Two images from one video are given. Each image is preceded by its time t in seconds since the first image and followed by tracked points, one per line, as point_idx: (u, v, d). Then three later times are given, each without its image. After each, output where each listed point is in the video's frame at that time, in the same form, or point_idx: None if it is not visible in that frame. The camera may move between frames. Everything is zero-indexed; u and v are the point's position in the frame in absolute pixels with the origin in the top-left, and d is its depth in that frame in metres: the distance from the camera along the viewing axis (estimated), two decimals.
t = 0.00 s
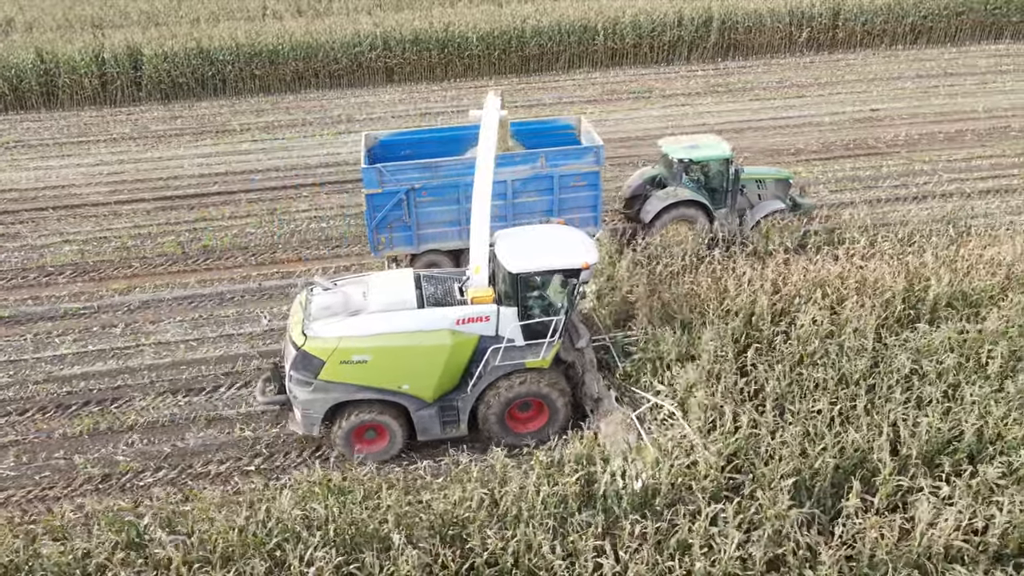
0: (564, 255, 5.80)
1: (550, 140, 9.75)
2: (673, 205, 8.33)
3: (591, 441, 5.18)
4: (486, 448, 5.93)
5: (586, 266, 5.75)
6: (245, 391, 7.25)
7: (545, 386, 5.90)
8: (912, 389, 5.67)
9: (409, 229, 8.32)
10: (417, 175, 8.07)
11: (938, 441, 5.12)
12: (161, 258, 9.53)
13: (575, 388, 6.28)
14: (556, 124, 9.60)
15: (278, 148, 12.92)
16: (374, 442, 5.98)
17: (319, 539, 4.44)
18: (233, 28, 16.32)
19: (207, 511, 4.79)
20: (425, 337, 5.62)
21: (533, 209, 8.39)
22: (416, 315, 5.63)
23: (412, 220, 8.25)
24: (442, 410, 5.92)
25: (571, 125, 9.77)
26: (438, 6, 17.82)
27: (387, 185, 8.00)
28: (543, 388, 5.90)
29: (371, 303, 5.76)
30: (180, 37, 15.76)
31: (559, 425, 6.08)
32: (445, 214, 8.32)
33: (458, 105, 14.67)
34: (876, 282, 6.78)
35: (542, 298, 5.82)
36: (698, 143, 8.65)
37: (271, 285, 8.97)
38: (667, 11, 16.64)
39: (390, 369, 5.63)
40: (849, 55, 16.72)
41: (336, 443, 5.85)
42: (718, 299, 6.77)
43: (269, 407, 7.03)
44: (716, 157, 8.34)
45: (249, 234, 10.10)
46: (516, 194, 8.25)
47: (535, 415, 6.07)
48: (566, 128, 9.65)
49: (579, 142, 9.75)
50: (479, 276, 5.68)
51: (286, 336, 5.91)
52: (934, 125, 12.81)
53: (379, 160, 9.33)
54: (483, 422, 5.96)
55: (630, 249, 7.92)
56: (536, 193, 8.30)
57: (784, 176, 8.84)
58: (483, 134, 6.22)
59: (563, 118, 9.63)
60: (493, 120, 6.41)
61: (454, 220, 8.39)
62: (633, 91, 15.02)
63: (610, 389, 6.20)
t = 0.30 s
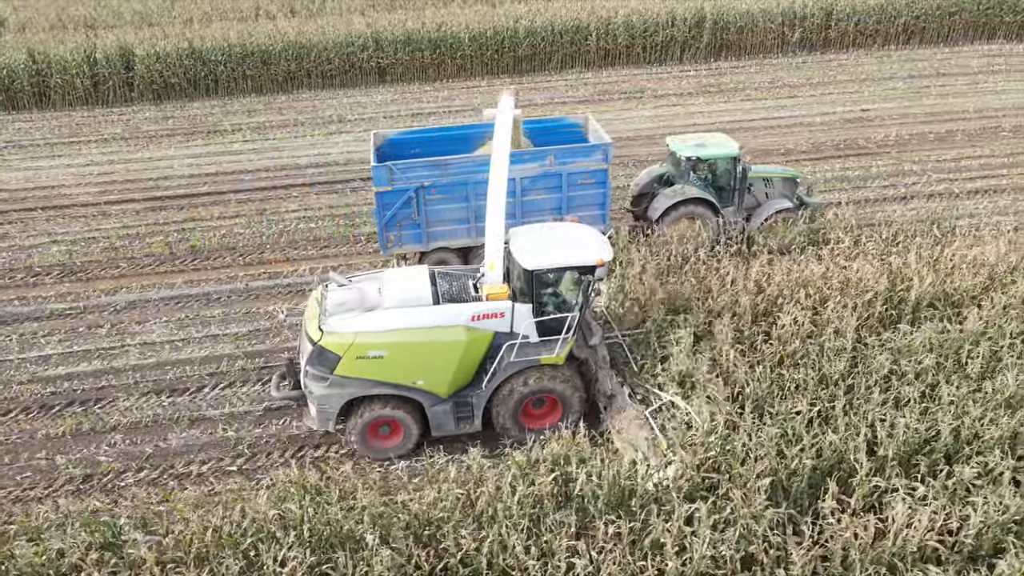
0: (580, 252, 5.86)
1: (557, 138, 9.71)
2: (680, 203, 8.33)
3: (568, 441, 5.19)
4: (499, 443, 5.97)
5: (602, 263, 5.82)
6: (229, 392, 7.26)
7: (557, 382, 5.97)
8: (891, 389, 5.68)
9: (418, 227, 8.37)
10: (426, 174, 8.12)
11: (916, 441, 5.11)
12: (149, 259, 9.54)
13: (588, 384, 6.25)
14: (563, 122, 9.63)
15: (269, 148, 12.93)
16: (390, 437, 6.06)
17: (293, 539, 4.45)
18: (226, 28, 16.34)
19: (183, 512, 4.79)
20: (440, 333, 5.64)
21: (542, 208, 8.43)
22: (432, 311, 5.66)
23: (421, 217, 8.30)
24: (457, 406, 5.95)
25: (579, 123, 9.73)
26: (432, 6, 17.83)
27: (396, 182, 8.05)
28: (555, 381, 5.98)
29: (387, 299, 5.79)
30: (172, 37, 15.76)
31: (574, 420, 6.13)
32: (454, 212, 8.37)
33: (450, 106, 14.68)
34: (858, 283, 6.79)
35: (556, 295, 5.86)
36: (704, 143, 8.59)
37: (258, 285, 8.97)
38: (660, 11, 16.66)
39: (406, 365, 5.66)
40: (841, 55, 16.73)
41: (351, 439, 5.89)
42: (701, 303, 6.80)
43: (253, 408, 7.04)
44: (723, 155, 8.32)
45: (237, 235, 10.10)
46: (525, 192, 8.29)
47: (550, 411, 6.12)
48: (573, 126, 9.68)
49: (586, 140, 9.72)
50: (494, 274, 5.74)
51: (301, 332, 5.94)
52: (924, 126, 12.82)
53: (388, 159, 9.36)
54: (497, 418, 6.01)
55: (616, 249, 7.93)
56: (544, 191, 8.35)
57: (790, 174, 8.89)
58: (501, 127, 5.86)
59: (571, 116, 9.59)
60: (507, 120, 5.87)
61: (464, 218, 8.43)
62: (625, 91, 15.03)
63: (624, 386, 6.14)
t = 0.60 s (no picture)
0: (595, 249, 5.89)
1: (564, 136, 9.80)
2: (687, 201, 8.38)
3: (545, 441, 5.21)
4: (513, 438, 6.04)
5: (615, 260, 5.84)
6: (212, 392, 7.26)
7: (573, 379, 6.04)
8: (870, 390, 5.67)
9: (427, 225, 8.40)
10: (436, 172, 8.15)
11: (892, 441, 5.10)
12: (136, 259, 9.55)
13: (601, 381, 6.34)
14: (571, 121, 9.72)
15: (259, 148, 12.93)
16: (403, 433, 6.11)
17: (264, 539, 4.45)
18: (218, 28, 16.35)
19: (157, 512, 4.80)
20: (455, 330, 5.69)
21: (551, 206, 8.48)
22: (447, 307, 5.70)
23: (430, 215, 8.33)
24: (470, 403, 6.02)
25: (586, 121, 9.84)
26: (425, 7, 17.83)
27: (406, 181, 8.09)
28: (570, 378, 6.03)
29: (401, 296, 5.82)
30: (164, 37, 15.77)
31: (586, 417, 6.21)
32: (463, 210, 8.40)
33: (441, 106, 14.68)
34: (840, 283, 6.80)
35: (570, 291, 5.88)
36: (712, 141, 8.73)
37: (244, 285, 8.97)
38: (652, 12, 16.67)
39: (420, 361, 5.72)
40: (834, 56, 16.73)
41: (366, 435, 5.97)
42: (686, 304, 6.81)
43: (236, 408, 7.04)
44: (731, 154, 8.43)
45: (224, 235, 10.11)
46: (534, 190, 8.35)
47: (563, 407, 6.18)
48: (581, 125, 9.78)
49: (593, 138, 9.83)
50: (507, 270, 5.84)
51: (316, 328, 6.00)
52: (914, 126, 12.83)
53: (395, 157, 9.42)
54: (511, 414, 6.06)
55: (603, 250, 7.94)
56: (553, 189, 8.39)
57: (798, 173, 8.91)
58: (512, 124, 6.12)
59: (579, 115, 9.70)
60: (520, 118, 6.13)
61: (472, 216, 8.46)
62: (616, 91, 15.04)
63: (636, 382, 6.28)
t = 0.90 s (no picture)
0: (606, 246, 5.90)
1: (572, 135, 9.90)
2: (695, 200, 8.41)
3: (522, 442, 5.23)
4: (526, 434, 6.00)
5: (628, 257, 5.84)
6: (195, 392, 7.27)
7: (584, 375, 6.00)
8: (848, 390, 5.68)
9: (435, 223, 8.49)
10: (444, 170, 8.25)
11: (866, 442, 5.09)
12: (122, 259, 9.55)
13: (613, 377, 6.28)
14: (578, 119, 9.81)
15: (249, 148, 12.94)
16: (416, 430, 6.13)
17: (235, 539, 4.46)
18: (211, 29, 16.36)
19: (131, 513, 4.81)
20: (469, 327, 5.74)
21: (559, 204, 8.56)
22: (460, 304, 5.76)
23: (438, 214, 8.43)
24: (483, 399, 6.03)
25: (594, 121, 9.94)
26: (419, 7, 17.84)
27: (414, 179, 8.21)
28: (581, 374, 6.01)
29: (415, 293, 5.89)
30: (156, 38, 15.78)
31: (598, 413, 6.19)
32: (470, 208, 8.49)
33: (432, 106, 14.69)
34: (822, 283, 6.81)
35: (583, 289, 5.91)
36: (720, 139, 8.68)
37: (230, 285, 8.98)
38: (644, 12, 16.68)
39: (434, 357, 5.76)
40: (825, 56, 16.73)
41: (379, 431, 5.98)
42: (668, 306, 6.84)
43: (218, 409, 7.04)
44: (737, 153, 8.36)
45: (211, 235, 10.12)
46: (542, 188, 8.43)
47: (575, 403, 6.17)
48: (589, 124, 9.88)
49: (601, 137, 9.93)
50: (519, 267, 5.84)
51: (330, 324, 6.05)
52: (904, 126, 12.83)
53: (404, 156, 9.55)
54: (523, 411, 6.06)
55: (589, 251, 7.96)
56: (560, 187, 8.48)
57: (806, 172, 8.92)
58: (524, 123, 6.28)
59: (586, 114, 9.81)
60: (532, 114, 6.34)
61: (480, 214, 8.55)
62: (608, 91, 15.05)
63: (648, 379, 6.19)
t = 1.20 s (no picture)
0: (617, 244, 5.91)
1: (577, 133, 9.97)
2: (700, 198, 8.32)
3: (498, 442, 5.24)
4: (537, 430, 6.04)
5: (639, 255, 5.84)
6: (176, 392, 7.27)
7: (595, 372, 6.04)
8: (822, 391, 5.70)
9: (442, 222, 8.55)
10: (450, 168, 8.31)
11: (837, 443, 5.08)
12: (107, 259, 9.56)
13: (623, 374, 6.31)
14: (583, 118, 9.88)
15: (238, 148, 12.95)
16: (427, 426, 6.13)
17: (203, 538, 4.47)
18: (202, 29, 16.37)
19: (103, 513, 4.81)
20: (481, 324, 5.76)
21: (565, 202, 8.64)
22: (472, 301, 5.77)
23: (445, 211, 8.49)
24: (494, 395, 6.05)
25: (599, 119, 10.01)
26: (411, 7, 17.85)
27: (421, 177, 8.27)
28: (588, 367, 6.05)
29: (427, 289, 5.88)
30: (147, 38, 15.78)
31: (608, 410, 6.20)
32: (476, 207, 8.56)
33: (421, 106, 14.70)
34: (801, 283, 6.82)
35: (593, 286, 5.91)
36: (725, 138, 8.65)
37: (214, 286, 8.98)
38: (635, 12, 16.70)
39: (446, 354, 5.78)
40: (816, 56, 16.74)
41: (390, 427, 5.99)
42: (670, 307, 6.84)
43: (197, 409, 7.05)
44: (743, 151, 8.34)
45: (197, 235, 10.13)
46: (549, 186, 8.51)
47: (585, 400, 6.18)
48: (594, 122, 9.95)
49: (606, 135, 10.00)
50: (530, 265, 5.93)
51: (341, 320, 6.05)
52: (891, 126, 12.84)
53: (410, 154, 9.60)
54: (534, 407, 6.09)
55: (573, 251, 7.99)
56: (566, 185, 8.58)
57: (810, 172, 8.82)
58: (535, 119, 6.02)
59: (591, 112, 9.87)
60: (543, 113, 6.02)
61: (486, 212, 8.62)
62: (598, 91, 15.06)
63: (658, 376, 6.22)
